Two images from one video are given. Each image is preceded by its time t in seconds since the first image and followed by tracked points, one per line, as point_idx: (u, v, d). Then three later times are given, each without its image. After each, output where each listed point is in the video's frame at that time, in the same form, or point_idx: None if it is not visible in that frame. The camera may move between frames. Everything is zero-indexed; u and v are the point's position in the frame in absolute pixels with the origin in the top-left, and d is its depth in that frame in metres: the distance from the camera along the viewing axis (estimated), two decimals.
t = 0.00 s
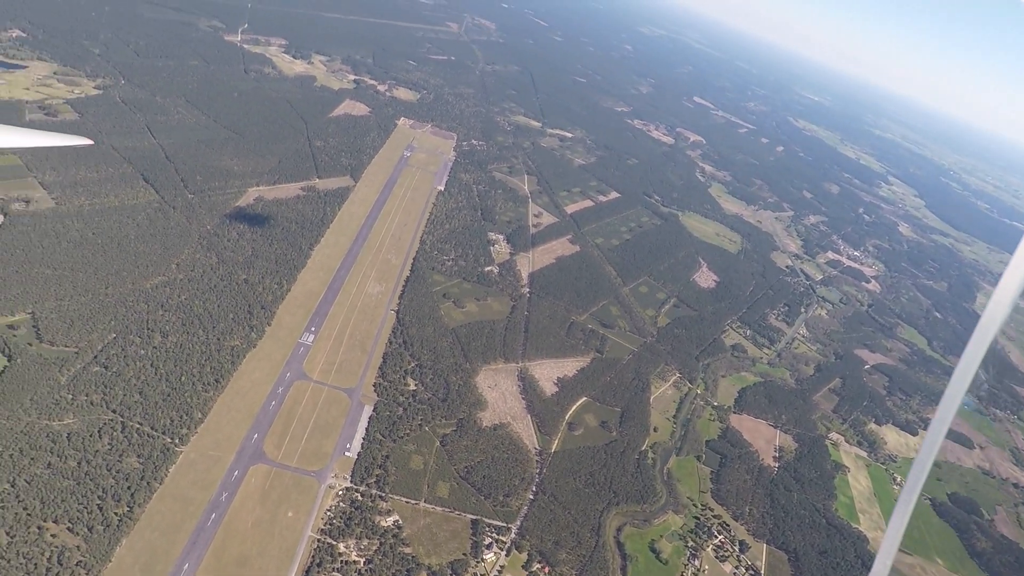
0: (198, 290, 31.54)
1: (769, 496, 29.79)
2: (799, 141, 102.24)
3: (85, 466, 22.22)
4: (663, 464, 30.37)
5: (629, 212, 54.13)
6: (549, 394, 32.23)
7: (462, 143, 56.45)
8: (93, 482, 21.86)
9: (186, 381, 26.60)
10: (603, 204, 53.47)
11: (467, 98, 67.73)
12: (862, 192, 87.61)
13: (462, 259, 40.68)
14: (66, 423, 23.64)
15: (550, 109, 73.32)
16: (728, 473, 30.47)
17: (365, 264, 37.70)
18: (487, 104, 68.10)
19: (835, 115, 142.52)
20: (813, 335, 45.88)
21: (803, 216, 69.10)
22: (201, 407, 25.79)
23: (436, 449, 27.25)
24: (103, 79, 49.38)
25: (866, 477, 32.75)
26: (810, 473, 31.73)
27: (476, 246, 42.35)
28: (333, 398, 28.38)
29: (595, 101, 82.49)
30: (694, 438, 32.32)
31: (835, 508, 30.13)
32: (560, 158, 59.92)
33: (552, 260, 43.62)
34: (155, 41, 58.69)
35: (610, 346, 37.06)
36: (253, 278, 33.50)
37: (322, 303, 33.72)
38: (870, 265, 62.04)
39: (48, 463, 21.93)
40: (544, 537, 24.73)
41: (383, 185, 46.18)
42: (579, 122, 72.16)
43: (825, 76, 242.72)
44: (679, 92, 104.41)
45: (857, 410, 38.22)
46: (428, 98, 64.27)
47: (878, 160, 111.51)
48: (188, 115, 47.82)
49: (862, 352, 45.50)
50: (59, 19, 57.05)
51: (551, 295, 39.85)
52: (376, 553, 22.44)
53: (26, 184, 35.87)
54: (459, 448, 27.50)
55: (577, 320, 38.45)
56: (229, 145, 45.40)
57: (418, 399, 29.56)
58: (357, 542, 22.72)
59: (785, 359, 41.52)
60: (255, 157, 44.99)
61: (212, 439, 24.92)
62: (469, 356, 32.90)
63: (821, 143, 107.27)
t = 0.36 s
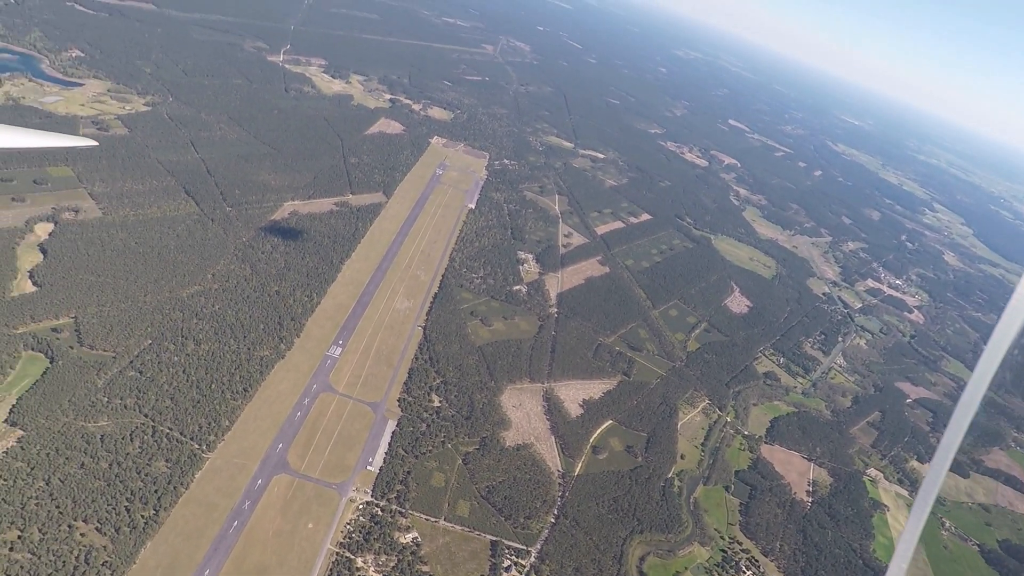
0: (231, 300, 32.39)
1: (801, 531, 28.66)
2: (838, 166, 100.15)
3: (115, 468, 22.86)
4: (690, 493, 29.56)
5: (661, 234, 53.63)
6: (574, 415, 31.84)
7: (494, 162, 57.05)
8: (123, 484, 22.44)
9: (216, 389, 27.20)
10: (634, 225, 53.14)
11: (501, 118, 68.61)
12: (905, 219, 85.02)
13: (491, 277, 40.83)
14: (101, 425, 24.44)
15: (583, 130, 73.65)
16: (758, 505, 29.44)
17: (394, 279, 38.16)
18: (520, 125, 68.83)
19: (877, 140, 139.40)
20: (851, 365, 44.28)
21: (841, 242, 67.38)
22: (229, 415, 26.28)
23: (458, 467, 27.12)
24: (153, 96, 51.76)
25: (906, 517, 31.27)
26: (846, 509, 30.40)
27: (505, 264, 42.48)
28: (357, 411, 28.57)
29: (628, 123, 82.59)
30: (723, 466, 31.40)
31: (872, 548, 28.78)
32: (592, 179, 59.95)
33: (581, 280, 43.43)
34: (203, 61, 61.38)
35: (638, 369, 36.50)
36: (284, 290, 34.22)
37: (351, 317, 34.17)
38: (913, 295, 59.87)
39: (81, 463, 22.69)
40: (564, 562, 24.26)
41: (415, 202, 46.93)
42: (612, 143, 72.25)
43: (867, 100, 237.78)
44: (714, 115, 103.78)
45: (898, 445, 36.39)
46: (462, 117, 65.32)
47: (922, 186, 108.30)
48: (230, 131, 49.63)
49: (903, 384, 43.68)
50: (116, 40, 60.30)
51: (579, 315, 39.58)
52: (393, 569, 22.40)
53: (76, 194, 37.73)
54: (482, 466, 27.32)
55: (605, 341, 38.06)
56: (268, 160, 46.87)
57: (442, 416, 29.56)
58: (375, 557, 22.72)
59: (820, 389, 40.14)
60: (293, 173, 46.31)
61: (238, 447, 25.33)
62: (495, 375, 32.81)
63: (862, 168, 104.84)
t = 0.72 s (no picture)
0: (265, 298, 33.22)
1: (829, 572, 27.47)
2: (888, 194, 96.95)
3: (144, 455, 23.61)
4: (712, 522, 28.72)
5: (696, 255, 52.81)
6: (597, 434, 31.41)
7: (531, 175, 57.27)
8: (150, 471, 23.14)
9: (245, 384, 27.85)
10: (669, 245, 52.43)
11: (541, 132, 68.94)
12: (958, 252, 81.47)
13: (521, 289, 40.80)
14: (133, 412, 25.30)
15: (622, 147, 73.38)
16: (784, 540, 28.39)
17: (425, 286, 38.50)
18: (560, 139, 69.02)
19: (931, 169, 134.45)
20: (893, 401, 42.13)
21: (886, 273, 65.01)
22: (255, 410, 26.85)
23: (476, 477, 27.04)
24: (206, 98, 53.87)
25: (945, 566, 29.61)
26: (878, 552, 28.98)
27: (536, 277, 42.43)
28: (380, 415, 28.82)
29: (669, 142, 81.93)
30: (749, 497, 30.43)
31: None
32: (629, 197, 59.55)
33: (612, 298, 43.03)
34: (255, 66, 63.67)
35: (665, 391, 35.81)
36: (317, 291, 34.91)
37: (380, 321, 34.58)
38: (963, 331, 57.11)
39: (112, 448, 23.51)
40: None
41: (450, 211, 47.40)
42: (651, 162, 71.73)
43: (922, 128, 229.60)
44: (758, 137, 102.07)
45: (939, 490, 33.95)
46: (502, 130, 65.87)
47: (978, 219, 103.67)
48: (275, 134, 51.18)
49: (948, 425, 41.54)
50: (176, 44, 63.18)
51: (608, 333, 39.16)
52: None
53: (128, 188, 39.47)
54: (500, 479, 27.16)
55: (632, 361, 37.53)
56: (310, 164, 48.13)
57: (463, 425, 29.55)
58: (388, 562, 22.79)
59: (857, 425, 38.38)
60: (334, 177, 47.38)
61: (262, 442, 25.82)
62: (519, 388, 32.67)
63: (913, 197, 101.23)
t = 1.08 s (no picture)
0: (300, 295, 34.04)
1: None
2: (941, 212, 92.93)
3: (178, 442, 24.47)
4: (740, 542, 27.92)
5: (734, 268, 51.70)
6: (624, 445, 30.99)
7: (567, 183, 57.19)
8: (183, 458, 23.97)
9: (277, 378, 28.57)
10: (706, 257, 51.47)
11: (579, 140, 68.82)
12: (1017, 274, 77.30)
13: (553, 296, 40.70)
14: (170, 400, 26.26)
15: (661, 156, 72.58)
16: (815, 566, 27.36)
17: (457, 290, 38.77)
18: (598, 147, 68.73)
19: (990, 187, 128.20)
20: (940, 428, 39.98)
21: (937, 293, 62.22)
22: (285, 404, 27.50)
23: (499, 482, 27.01)
24: (254, 100, 55.77)
25: None
26: None
27: (569, 285, 42.26)
28: (407, 415, 29.10)
29: (709, 153, 80.66)
30: (780, 519, 29.46)
31: None
32: (666, 207, 58.81)
33: (644, 309, 42.49)
34: (302, 70, 65.61)
35: (696, 405, 35.07)
36: (351, 291, 35.58)
37: (411, 322, 34.97)
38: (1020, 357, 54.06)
39: (149, 433, 24.45)
40: None
41: (485, 216, 47.70)
42: (690, 172, 70.70)
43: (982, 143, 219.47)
44: (803, 149, 99.46)
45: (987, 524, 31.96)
46: (540, 136, 66.04)
47: None
48: (318, 136, 52.53)
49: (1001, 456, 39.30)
50: (228, 48, 65.65)
51: (639, 344, 38.65)
52: None
53: (175, 185, 41.08)
54: (523, 485, 27.06)
55: (663, 373, 36.91)
56: (350, 166, 49.19)
57: (489, 430, 29.56)
58: (408, 562, 22.96)
59: (900, 449, 36.58)
60: (373, 180, 48.29)
61: (290, 436, 26.40)
62: (546, 395, 32.53)
63: (969, 216, 96.73)
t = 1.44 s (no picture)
0: (327, 295, 34.53)
1: None
2: (987, 220, 89.23)
3: (206, 436, 25.11)
4: (766, 555, 27.23)
5: (765, 275, 50.62)
6: (647, 452, 30.60)
7: (594, 186, 56.85)
8: (210, 452, 24.59)
9: (302, 376, 29.05)
10: (735, 263, 50.52)
11: (608, 143, 68.36)
12: None
13: (578, 300, 40.44)
14: (199, 394, 26.94)
15: (691, 161, 71.61)
16: None
17: (482, 292, 38.82)
18: (627, 151, 68.17)
19: None
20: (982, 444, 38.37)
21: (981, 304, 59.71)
22: (310, 402, 27.91)
23: (520, 486, 26.93)
24: (286, 102, 56.88)
25: None
26: None
27: (594, 289, 41.96)
28: (429, 416, 29.21)
29: (741, 157, 79.25)
30: (808, 534, 28.62)
31: None
32: (696, 212, 57.97)
33: (671, 315, 41.91)
34: (334, 73, 66.69)
35: (722, 414, 34.42)
36: (377, 291, 35.93)
37: (436, 323, 35.13)
38: None
39: (178, 427, 25.17)
40: None
41: (511, 218, 47.70)
42: (721, 177, 69.57)
43: None
44: (840, 154, 96.95)
45: None
46: (568, 140, 65.83)
47: None
48: (348, 137, 53.29)
49: None
50: (263, 51, 67.16)
51: (665, 350, 38.13)
52: None
53: (209, 185, 42.12)
54: (544, 490, 26.91)
55: (689, 381, 36.29)
56: (378, 168, 49.74)
57: (511, 433, 29.51)
58: (427, 563, 23.05)
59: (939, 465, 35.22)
60: (401, 182, 48.73)
61: (314, 434, 26.79)
62: (569, 400, 32.32)
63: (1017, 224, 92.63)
